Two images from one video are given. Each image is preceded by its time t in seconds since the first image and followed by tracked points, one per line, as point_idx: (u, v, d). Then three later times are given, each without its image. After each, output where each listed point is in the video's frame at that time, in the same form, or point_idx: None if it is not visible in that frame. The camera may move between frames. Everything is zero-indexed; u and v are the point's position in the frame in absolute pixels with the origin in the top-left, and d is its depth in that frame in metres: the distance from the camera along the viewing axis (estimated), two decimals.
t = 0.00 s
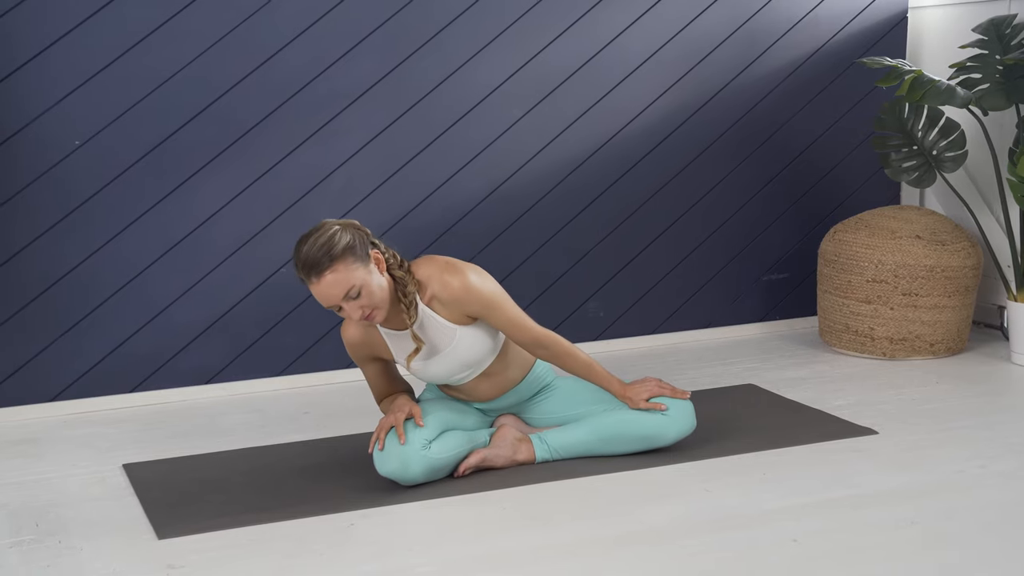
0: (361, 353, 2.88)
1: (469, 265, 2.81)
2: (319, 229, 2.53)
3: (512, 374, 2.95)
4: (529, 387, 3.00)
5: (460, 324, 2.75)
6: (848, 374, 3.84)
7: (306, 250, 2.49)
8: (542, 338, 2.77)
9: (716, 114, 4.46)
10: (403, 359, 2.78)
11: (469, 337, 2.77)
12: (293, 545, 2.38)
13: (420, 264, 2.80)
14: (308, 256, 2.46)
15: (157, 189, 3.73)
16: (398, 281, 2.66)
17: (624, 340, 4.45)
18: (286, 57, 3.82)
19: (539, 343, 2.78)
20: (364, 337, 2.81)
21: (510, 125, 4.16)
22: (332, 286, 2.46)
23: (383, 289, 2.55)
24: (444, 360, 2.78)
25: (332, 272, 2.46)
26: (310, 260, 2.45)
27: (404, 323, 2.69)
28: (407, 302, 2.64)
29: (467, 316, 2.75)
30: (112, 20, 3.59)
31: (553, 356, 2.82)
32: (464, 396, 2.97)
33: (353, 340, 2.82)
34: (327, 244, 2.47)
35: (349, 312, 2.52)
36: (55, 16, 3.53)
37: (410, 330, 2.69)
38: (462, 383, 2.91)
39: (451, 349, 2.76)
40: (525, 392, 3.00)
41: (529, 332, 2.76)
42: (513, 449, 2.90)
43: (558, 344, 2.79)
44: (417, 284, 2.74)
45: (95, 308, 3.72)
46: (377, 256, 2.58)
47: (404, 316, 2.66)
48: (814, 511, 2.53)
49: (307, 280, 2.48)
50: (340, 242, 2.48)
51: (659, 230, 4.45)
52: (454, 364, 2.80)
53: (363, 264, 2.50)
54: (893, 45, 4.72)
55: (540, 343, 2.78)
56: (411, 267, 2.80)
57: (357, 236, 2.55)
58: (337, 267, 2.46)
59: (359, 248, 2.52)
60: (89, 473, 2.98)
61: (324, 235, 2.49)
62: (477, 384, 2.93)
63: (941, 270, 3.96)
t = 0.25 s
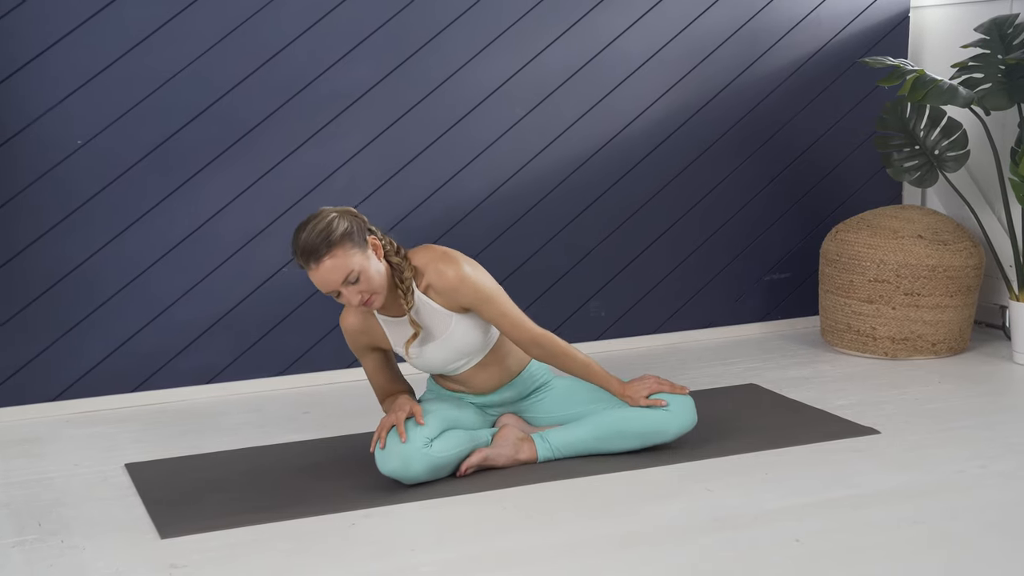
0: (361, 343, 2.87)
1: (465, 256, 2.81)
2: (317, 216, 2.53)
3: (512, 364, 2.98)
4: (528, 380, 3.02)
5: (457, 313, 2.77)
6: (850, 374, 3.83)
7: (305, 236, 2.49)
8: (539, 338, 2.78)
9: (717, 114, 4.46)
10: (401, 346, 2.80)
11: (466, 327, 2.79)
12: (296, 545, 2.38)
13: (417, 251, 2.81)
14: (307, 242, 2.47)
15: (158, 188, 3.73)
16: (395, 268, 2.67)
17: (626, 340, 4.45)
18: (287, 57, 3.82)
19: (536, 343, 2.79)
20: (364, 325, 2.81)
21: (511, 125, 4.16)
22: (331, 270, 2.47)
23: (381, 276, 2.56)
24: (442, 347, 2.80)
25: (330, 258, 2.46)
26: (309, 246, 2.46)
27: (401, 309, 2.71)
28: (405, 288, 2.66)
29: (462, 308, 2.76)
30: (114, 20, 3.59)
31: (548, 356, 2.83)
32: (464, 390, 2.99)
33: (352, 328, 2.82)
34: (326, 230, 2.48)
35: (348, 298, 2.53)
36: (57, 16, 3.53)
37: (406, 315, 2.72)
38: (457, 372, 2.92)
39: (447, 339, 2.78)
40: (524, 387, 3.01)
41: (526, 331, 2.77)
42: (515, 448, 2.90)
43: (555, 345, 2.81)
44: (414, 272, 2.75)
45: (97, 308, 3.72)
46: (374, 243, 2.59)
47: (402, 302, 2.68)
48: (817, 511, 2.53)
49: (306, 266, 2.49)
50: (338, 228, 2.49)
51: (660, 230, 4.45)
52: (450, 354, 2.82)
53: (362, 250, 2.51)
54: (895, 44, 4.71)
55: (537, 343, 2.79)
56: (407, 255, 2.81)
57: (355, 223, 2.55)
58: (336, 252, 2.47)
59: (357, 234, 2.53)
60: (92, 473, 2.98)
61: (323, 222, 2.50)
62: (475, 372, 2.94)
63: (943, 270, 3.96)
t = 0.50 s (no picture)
0: (363, 335, 2.90)
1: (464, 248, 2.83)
2: (318, 204, 2.54)
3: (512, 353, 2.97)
4: (528, 374, 3.01)
5: (456, 303, 2.78)
6: (853, 374, 3.83)
7: (306, 223, 2.50)
8: (540, 332, 2.78)
9: (720, 114, 4.46)
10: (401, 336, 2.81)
11: (465, 318, 2.81)
12: (299, 544, 2.38)
13: (417, 241, 2.83)
14: (308, 228, 2.48)
15: (161, 188, 3.74)
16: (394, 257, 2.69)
17: (629, 340, 4.45)
18: (289, 56, 3.82)
19: (535, 337, 2.79)
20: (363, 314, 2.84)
21: (514, 124, 4.16)
22: (332, 256, 2.48)
23: (382, 263, 2.58)
24: (441, 338, 2.81)
25: (331, 244, 2.48)
26: (310, 233, 2.48)
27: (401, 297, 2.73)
28: (403, 275, 2.68)
29: (460, 298, 2.77)
30: (117, 20, 3.60)
31: (549, 352, 2.82)
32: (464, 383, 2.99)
33: (353, 317, 2.85)
34: (326, 217, 2.49)
35: (348, 285, 2.54)
36: (59, 15, 3.53)
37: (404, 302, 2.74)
38: (456, 364, 2.93)
39: (446, 328, 2.79)
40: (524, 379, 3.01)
41: (526, 326, 2.77)
42: (518, 448, 2.90)
43: (555, 341, 2.80)
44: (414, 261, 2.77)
45: (100, 307, 3.73)
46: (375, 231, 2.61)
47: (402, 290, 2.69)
48: (820, 511, 2.53)
49: (307, 252, 2.50)
50: (339, 216, 2.51)
51: (662, 229, 4.45)
52: (449, 345, 2.83)
53: (363, 237, 2.53)
54: (897, 44, 4.71)
55: (536, 337, 2.79)
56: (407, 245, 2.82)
57: (356, 211, 2.56)
58: (337, 238, 2.48)
59: (358, 221, 2.54)
60: (94, 472, 2.98)
61: (324, 208, 2.51)
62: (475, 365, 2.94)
63: (945, 269, 3.96)
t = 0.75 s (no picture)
0: (364, 333, 2.90)
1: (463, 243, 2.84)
2: (318, 198, 2.56)
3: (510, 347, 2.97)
4: (528, 371, 3.01)
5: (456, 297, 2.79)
6: (854, 374, 3.83)
7: (307, 216, 2.51)
8: (541, 329, 2.78)
9: (722, 114, 4.47)
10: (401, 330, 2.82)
11: (464, 313, 2.81)
12: (301, 545, 2.38)
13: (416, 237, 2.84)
14: (309, 221, 2.49)
15: (163, 188, 3.74)
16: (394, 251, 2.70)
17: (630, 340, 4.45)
18: (292, 56, 3.82)
19: (536, 334, 2.79)
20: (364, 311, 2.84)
21: (516, 124, 4.16)
22: (333, 248, 2.49)
23: (382, 256, 2.59)
24: (440, 333, 2.81)
25: (333, 236, 2.49)
26: (311, 226, 2.48)
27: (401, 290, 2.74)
28: (403, 269, 2.70)
29: (460, 293, 2.77)
30: (120, 21, 3.60)
31: (549, 349, 2.83)
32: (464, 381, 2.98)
33: (353, 314, 2.85)
34: (327, 210, 2.50)
35: (349, 277, 2.55)
36: (63, 15, 3.53)
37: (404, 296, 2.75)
38: (455, 360, 2.93)
39: (445, 322, 2.80)
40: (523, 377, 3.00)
41: (526, 322, 2.77)
42: (519, 448, 2.90)
43: (556, 338, 2.80)
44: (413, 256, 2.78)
45: (102, 308, 3.73)
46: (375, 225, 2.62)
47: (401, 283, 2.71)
48: (823, 511, 2.53)
49: (308, 245, 2.51)
50: (340, 209, 2.52)
51: (664, 230, 4.46)
52: (449, 340, 2.83)
53: (363, 229, 2.54)
54: (899, 44, 4.71)
55: (537, 334, 2.79)
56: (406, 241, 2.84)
57: (356, 205, 2.58)
58: (338, 230, 2.49)
59: (358, 214, 2.55)
60: (97, 472, 2.98)
61: (325, 201, 2.52)
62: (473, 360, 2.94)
63: (947, 270, 3.96)
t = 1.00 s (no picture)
0: (367, 334, 2.90)
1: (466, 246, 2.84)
2: (322, 198, 2.56)
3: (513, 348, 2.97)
4: (531, 371, 3.01)
5: (458, 299, 2.79)
6: (858, 374, 3.83)
7: (310, 216, 2.52)
8: (541, 330, 2.78)
9: (725, 115, 4.46)
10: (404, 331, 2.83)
11: (467, 315, 2.81)
12: (306, 545, 2.38)
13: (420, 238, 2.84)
14: (312, 222, 2.49)
15: (166, 189, 3.74)
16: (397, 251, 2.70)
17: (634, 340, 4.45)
18: (295, 57, 3.83)
19: (538, 335, 2.79)
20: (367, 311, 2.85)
21: (520, 125, 4.16)
22: (336, 250, 2.50)
23: (385, 257, 2.59)
24: (442, 335, 2.81)
25: (336, 237, 2.49)
26: (314, 227, 2.49)
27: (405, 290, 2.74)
28: (406, 270, 2.70)
29: (463, 294, 2.77)
30: (123, 21, 3.60)
31: (551, 349, 2.82)
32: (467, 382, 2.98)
33: (356, 315, 2.86)
34: (331, 211, 2.50)
35: (352, 278, 2.56)
36: (67, 15, 3.54)
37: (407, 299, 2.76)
38: (459, 361, 2.93)
39: (448, 324, 2.80)
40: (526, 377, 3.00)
41: (528, 323, 2.77)
42: (523, 448, 2.90)
43: (557, 338, 2.80)
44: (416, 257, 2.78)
45: (106, 308, 3.73)
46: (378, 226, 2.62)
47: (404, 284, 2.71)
48: (827, 511, 2.53)
49: (312, 246, 2.52)
50: (343, 210, 2.52)
51: (667, 230, 4.45)
52: (451, 341, 2.83)
53: (367, 230, 2.54)
54: (903, 45, 4.71)
55: (539, 335, 2.79)
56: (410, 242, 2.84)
57: (360, 206, 2.58)
58: (341, 232, 2.49)
59: (362, 215, 2.55)
60: (100, 473, 2.98)
61: (328, 202, 2.52)
62: (476, 361, 2.93)
63: (951, 270, 3.96)
